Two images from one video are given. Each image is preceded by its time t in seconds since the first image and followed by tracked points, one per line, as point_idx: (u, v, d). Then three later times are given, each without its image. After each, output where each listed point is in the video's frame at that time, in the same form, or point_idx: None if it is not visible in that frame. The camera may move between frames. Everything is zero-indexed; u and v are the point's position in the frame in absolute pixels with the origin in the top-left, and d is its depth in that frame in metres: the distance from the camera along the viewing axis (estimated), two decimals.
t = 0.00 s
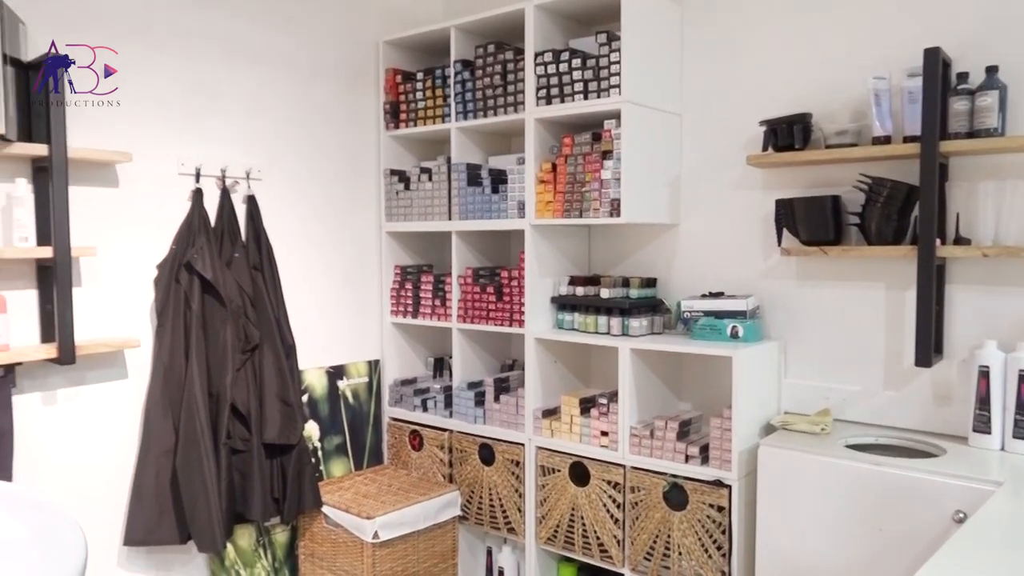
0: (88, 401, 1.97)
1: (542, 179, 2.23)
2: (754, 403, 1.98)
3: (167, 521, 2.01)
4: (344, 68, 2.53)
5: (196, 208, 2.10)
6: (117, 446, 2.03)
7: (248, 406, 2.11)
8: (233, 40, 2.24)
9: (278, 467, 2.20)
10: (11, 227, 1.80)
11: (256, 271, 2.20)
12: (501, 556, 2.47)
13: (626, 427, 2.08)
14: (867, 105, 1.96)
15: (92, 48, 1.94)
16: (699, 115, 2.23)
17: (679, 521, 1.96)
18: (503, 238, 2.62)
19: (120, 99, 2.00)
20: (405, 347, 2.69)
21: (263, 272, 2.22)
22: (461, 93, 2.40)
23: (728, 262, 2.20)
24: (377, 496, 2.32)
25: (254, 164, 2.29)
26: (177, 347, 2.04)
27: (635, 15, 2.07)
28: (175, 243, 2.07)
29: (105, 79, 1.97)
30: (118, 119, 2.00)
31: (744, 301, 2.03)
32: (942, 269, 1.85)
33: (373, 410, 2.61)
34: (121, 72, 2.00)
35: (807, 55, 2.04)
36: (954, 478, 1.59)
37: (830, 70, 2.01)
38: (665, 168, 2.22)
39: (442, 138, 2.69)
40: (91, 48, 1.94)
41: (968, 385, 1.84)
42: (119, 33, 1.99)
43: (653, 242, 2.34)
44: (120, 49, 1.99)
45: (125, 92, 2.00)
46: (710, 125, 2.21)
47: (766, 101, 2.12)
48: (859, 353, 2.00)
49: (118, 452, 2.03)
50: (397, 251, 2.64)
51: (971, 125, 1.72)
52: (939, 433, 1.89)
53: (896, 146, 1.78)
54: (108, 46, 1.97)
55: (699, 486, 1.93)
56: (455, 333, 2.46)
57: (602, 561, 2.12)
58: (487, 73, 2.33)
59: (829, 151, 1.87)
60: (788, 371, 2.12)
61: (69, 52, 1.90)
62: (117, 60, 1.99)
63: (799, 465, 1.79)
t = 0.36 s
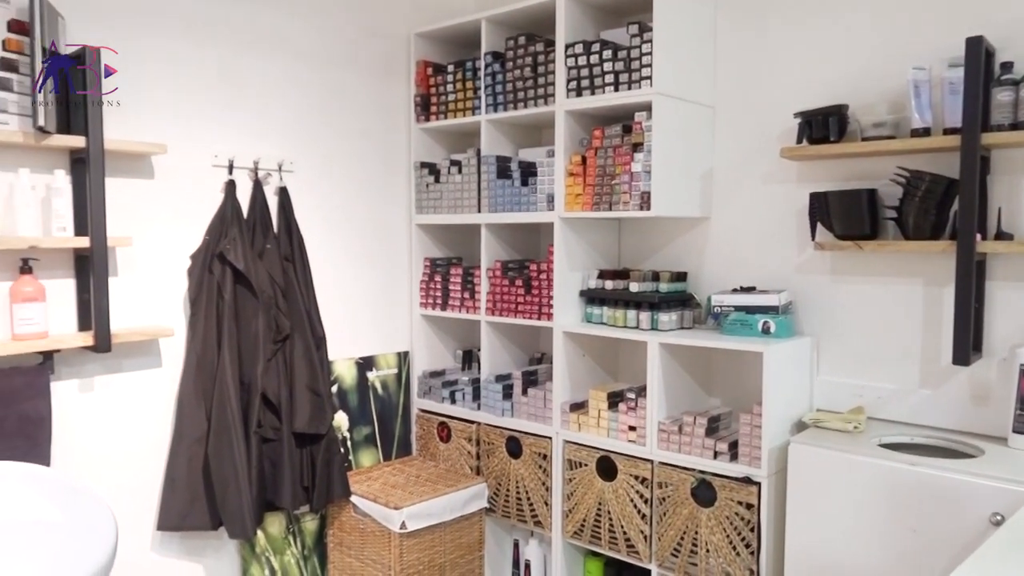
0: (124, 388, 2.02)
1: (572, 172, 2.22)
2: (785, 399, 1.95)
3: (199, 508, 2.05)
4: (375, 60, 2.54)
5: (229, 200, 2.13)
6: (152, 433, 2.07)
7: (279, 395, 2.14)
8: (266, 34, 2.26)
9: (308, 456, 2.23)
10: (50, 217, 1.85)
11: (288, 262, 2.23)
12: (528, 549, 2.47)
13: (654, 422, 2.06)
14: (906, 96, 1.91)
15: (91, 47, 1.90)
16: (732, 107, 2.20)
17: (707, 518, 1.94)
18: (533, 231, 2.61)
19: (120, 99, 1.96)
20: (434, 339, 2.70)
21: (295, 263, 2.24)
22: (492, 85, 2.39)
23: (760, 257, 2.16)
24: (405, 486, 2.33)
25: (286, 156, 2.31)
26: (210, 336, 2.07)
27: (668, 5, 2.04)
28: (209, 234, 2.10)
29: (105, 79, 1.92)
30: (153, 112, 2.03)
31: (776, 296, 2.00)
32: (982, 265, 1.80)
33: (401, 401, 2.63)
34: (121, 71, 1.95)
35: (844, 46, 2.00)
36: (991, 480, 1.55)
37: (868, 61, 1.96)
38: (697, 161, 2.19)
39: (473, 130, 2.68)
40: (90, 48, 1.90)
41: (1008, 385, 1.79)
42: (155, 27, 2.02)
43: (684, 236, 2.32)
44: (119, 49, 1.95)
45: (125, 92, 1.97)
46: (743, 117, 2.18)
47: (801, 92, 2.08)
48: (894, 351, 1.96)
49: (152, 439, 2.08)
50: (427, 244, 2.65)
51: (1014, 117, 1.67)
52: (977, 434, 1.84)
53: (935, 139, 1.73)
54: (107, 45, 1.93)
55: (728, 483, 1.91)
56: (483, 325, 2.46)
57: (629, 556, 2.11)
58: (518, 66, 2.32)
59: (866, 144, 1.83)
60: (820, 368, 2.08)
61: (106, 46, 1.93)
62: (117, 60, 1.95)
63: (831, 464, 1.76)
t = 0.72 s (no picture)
0: (166, 385, 2.07)
1: (608, 174, 2.20)
2: (825, 405, 1.91)
3: (238, 504, 2.09)
4: (413, 63, 2.56)
5: (269, 202, 2.17)
6: (193, 429, 2.12)
7: (316, 394, 2.18)
8: (306, 37, 2.29)
9: (344, 454, 2.26)
10: (97, 218, 1.91)
11: (326, 263, 2.26)
12: (562, 551, 2.46)
13: (690, 426, 2.04)
14: (952, 95, 1.85)
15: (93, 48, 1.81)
16: (772, 106, 2.16)
17: (744, 525, 1.91)
18: (569, 233, 2.61)
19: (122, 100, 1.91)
20: (470, 340, 2.71)
21: (333, 264, 2.27)
22: (528, 87, 2.39)
23: (800, 259, 2.12)
24: (440, 486, 2.35)
25: (325, 158, 2.34)
26: (250, 335, 2.11)
27: (706, 4, 2.02)
28: (249, 235, 2.15)
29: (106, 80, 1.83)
30: (197, 115, 2.08)
31: (816, 299, 1.96)
32: None
33: (437, 401, 2.64)
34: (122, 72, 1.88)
35: (889, 44, 1.95)
36: None
37: (913, 59, 1.91)
38: (735, 162, 2.16)
39: (509, 132, 2.69)
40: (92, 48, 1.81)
41: None
42: (198, 33, 2.07)
43: (722, 238, 2.29)
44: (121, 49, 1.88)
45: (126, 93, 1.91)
46: (783, 117, 2.14)
47: (843, 92, 2.03)
48: (939, 357, 1.90)
49: (194, 435, 2.13)
50: (463, 246, 2.66)
51: None
52: None
53: (983, 138, 1.68)
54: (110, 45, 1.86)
55: (765, 489, 1.87)
56: (519, 327, 2.46)
57: (663, 561, 2.09)
58: (554, 67, 2.32)
59: (910, 144, 1.78)
60: (862, 373, 2.03)
61: (152, 51, 1.99)
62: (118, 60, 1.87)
63: (871, 472, 1.72)
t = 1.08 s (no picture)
0: (216, 384, 2.13)
1: (651, 175, 2.19)
2: (875, 411, 1.86)
3: (285, 501, 2.14)
4: (456, 67, 2.59)
5: (315, 205, 2.22)
6: (242, 427, 2.18)
7: (360, 394, 2.21)
8: (352, 43, 2.33)
9: (388, 454, 2.29)
10: (151, 221, 1.98)
11: (370, 265, 2.30)
12: (604, 554, 2.45)
13: (734, 431, 2.01)
14: (1010, 92, 1.79)
15: (93, 48, 1.83)
16: (820, 105, 2.12)
17: (790, 532, 1.88)
18: (611, 234, 2.60)
19: (122, 99, 1.87)
20: (512, 342, 2.72)
21: (377, 265, 2.31)
22: (571, 89, 2.39)
23: (849, 262, 2.07)
24: (482, 487, 2.36)
25: (370, 162, 2.38)
26: (296, 336, 2.16)
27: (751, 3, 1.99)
28: (296, 237, 2.19)
29: (106, 79, 1.84)
30: (246, 122, 2.13)
31: (866, 303, 1.91)
32: None
33: (480, 402, 2.66)
34: (122, 71, 1.87)
35: (943, 41, 1.89)
36: None
37: (969, 56, 1.85)
38: (782, 163, 2.12)
39: (553, 134, 2.69)
40: (91, 48, 1.82)
41: None
42: (248, 41, 2.12)
43: (768, 239, 2.25)
44: (120, 50, 1.88)
45: (127, 92, 1.88)
46: (832, 116, 2.10)
47: (894, 90, 1.98)
48: (996, 363, 1.84)
49: (242, 432, 2.18)
50: (506, 247, 2.67)
51: None
52: None
53: None
54: (110, 46, 1.86)
55: (811, 496, 1.84)
56: (561, 329, 2.46)
57: (706, 567, 2.06)
58: (597, 69, 2.31)
59: (964, 143, 1.73)
60: (914, 379, 1.97)
61: (203, 59, 2.04)
62: (118, 61, 1.87)
63: (923, 481, 1.67)
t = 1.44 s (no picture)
0: (261, 383, 2.17)
1: (691, 175, 2.17)
2: (923, 415, 1.81)
3: (328, 499, 2.18)
4: (495, 69, 2.60)
5: (357, 207, 2.25)
6: (287, 426, 2.22)
7: (401, 393, 2.24)
8: (393, 47, 2.36)
9: (428, 454, 2.31)
10: (199, 225, 2.03)
11: (411, 266, 2.32)
12: (644, 557, 2.44)
13: (777, 434, 1.98)
14: None
15: (92, 48, 1.82)
16: (866, 102, 2.08)
17: (834, 537, 1.84)
18: (651, 235, 2.58)
19: (122, 99, 1.85)
20: (551, 343, 2.72)
21: (417, 266, 2.33)
22: (610, 89, 2.39)
23: (896, 262, 2.03)
24: (521, 488, 2.37)
25: (410, 164, 2.41)
26: (338, 336, 2.19)
27: None
28: (338, 239, 2.23)
29: (105, 79, 1.84)
30: (290, 126, 2.17)
31: (914, 304, 1.87)
32: None
33: (519, 403, 2.67)
34: (122, 71, 1.84)
35: (994, 34, 1.84)
36: None
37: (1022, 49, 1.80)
38: (826, 161, 2.08)
39: (592, 135, 2.68)
40: (91, 48, 1.82)
41: None
42: (291, 47, 2.17)
43: (812, 239, 2.21)
44: (121, 48, 1.84)
45: (128, 91, 1.85)
46: (877, 114, 2.05)
47: (943, 85, 1.93)
48: None
49: (287, 431, 2.23)
50: (545, 248, 2.68)
51: None
52: None
53: None
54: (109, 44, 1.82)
55: (857, 501, 1.80)
56: (600, 330, 2.46)
57: (749, 572, 2.04)
58: (637, 69, 2.30)
59: (1017, 139, 1.68)
60: (964, 382, 1.92)
61: (248, 65, 2.09)
62: (119, 59, 1.84)
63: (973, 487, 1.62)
